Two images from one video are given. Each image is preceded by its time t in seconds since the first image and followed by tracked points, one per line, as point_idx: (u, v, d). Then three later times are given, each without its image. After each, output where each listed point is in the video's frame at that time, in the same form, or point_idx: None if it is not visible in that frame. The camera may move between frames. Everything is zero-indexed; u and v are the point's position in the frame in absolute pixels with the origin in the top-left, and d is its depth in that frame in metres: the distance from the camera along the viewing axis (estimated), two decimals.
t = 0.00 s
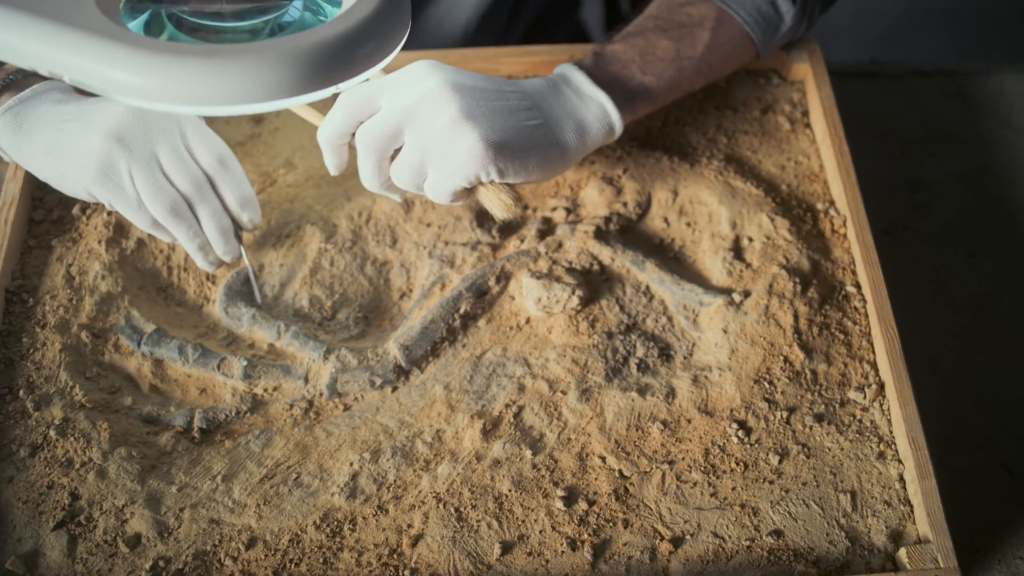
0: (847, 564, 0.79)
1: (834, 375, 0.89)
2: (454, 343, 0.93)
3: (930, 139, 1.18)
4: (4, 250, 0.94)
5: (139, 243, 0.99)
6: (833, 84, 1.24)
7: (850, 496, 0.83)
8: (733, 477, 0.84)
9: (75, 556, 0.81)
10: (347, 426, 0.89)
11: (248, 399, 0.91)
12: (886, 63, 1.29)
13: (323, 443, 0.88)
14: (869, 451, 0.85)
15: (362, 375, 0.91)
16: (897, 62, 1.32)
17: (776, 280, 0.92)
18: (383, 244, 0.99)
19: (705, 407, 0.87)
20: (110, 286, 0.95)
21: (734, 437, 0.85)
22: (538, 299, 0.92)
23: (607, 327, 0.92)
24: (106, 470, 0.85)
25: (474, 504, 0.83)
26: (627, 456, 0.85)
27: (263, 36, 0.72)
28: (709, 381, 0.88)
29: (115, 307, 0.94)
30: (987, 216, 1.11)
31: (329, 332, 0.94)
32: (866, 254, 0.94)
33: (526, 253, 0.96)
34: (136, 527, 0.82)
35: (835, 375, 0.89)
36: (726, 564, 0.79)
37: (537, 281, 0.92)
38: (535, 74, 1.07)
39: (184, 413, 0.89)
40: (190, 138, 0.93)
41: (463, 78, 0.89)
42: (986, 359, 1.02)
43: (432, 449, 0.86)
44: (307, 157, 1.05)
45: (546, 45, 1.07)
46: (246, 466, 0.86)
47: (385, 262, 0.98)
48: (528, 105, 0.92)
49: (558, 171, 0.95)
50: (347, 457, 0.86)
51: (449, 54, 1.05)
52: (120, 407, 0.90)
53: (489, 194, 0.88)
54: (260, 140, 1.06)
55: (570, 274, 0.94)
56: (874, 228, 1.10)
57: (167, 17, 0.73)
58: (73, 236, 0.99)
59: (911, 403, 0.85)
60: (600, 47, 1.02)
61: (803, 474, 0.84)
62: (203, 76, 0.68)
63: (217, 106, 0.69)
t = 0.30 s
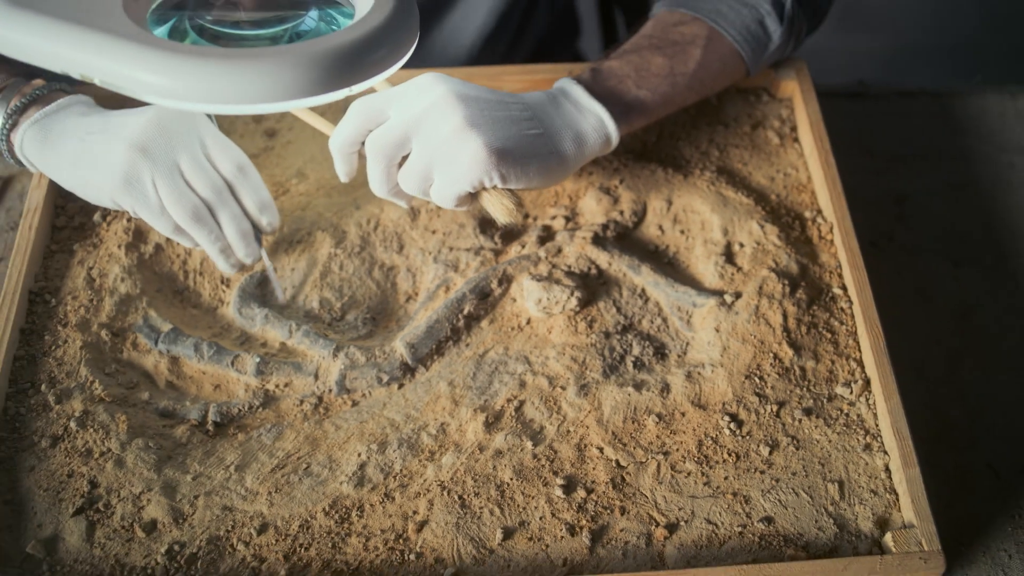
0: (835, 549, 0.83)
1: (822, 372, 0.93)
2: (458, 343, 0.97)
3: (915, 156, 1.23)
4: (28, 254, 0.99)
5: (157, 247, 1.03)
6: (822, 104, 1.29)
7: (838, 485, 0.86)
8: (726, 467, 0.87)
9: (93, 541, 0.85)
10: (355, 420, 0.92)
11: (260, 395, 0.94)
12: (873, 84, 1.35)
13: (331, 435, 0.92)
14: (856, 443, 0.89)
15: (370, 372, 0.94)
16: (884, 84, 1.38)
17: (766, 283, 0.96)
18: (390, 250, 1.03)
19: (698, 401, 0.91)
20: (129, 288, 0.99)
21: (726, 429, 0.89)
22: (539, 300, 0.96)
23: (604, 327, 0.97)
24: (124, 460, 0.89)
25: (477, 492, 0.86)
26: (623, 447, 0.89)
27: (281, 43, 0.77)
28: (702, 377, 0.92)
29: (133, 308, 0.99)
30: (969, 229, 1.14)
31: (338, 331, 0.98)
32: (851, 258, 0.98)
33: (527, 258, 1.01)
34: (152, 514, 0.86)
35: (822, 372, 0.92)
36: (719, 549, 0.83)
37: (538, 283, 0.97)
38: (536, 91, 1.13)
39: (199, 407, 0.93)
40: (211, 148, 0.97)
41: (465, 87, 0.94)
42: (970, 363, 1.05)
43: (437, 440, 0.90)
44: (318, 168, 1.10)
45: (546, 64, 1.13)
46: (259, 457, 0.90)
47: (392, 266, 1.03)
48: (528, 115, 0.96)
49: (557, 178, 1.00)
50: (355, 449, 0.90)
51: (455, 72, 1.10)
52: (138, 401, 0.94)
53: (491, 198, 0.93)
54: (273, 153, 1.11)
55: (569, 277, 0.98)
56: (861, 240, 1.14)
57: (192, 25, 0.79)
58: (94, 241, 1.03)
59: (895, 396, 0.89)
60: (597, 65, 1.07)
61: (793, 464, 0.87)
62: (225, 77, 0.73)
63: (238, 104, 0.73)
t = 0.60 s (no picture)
0: (824, 539, 0.86)
1: (811, 373, 0.97)
2: (462, 347, 1.02)
3: (901, 176, 1.28)
4: (52, 262, 1.04)
5: (174, 257, 1.08)
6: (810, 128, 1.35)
7: (827, 480, 0.90)
8: (718, 463, 0.91)
9: (111, 531, 0.88)
10: (363, 419, 0.96)
11: (273, 395, 0.98)
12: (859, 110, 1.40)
13: (341, 433, 0.95)
14: (843, 441, 0.93)
15: (377, 374, 0.99)
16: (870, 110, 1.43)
17: (756, 290, 1.00)
18: (398, 260, 1.08)
19: (692, 401, 0.95)
20: (148, 294, 1.04)
21: (718, 427, 0.93)
22: (539, 306, 1.01)
23: (602, 332, 1.01)
24: (141, 455, 0.93)
25: (480, 485, 0.90)
26: (620, 444, 0.92)
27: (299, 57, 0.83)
28: (696, 378, 0.96)
29: (151, 313, 1.03)
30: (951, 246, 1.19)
31: (347, 336, 1.02)
32: (836, 270, 1.03)
33: (528, 267, 1.05)
34: (169, 506, 0.90)
35: (810, 374, 0.97)
36: (712, 539, 0.86)
37: (538, 291, 1.01)
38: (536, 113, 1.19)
39: (214, 407, 0.97)
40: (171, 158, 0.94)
41: (479, 106, 0.99)
42: (952, 373, 1.09)
43: (442, 438, 0.94)
44: (328, 184, 1.15)
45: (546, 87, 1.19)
46: (271, 453, 0.94)
47: (399, 276, 1.07)
48: (535, 129, 1.02)
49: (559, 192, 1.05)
50: (363, 446, 0.94)
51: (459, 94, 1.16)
52: (155, 401, 0.98)
53: (518, 208, 0.98)
54: (285, 170, 1.16)
55: (568, 285, 1.03)
56: (848, 255, 1.19)
57: (213, 39, 0.85)
58: (114, 251, 1.08)
59: (879, 395, 0.93)
60: (594, 86, 1.13)
61: (783, 460, 0.91)
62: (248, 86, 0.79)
63: (258, 110, 0.79)
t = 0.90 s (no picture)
0: (811, 524, 0.90)
1: (797, 372, 1.02)
2: (467, 348, 1.07)
3: (884, 196, 1.34)
4: (78, 268, 1.10)
5: (194, 265, 1.14)
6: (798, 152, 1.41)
7: (813, 470, 0.95)
8: (710, 455, 0.96)
9: (132, 517, 0.93)
10: (372, 415, 1.01)
11: (286, 393, 1.03)
12: (845, 135, 1.47)
13: (351, 428, 1.00)
14: (829, 435, 0.97)
15: (386, 373, 1.04)
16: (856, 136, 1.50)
17: (745, 294, 1.06)
18: (406, 269, 1.14)
19: (685, 397, 1.00)
20: (168, 299, 1.09)
21: (710, 421, 0.98)
22: (539, 310, 1.07)
23: (599, 334, 1.06)
24: (161, 446, 0.97)
25: (484, 474, 0.95)
26: (617, 436, 0.97)
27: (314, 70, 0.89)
28: (688, 376, 1.02)
29: (172, 317, 1.09)
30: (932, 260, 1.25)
31: (358, 338, 1.08)
32: (820, 277, 1.08)
33: (529, 274, 1.11)
34: (187, 493, 0.94)
35: (797, 373, 1.02)
36: (705, 524, 0.91)
37: (539, 295, 1.07)
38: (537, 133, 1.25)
39: (230, 403, 1.02)
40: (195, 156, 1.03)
41: (472, 133, 1.05)
42: (935, 378, 1.14)
43: (447, 431, 0.99)
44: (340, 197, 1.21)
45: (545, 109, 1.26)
46: (284, 446, 0.99)
47: (407, 284, 1.13)
48: (525, 151, 1.07)
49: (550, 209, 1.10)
50: (373, 439, 0.99)
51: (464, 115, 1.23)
52: (175, 397, 1.03)
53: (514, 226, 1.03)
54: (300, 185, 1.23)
55: (567, 291, 1.08)
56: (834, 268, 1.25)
57: (236, 54, 0.92)
58: (137, 259, 1.14)
59: (862, 390, 0.98)
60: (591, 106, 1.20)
61: (771, 452, 0.96)
62: (269, 94, 0.84)
63: (279, 116, 0.84)
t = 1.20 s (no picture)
0: (799, 508, 0.94)
1: (786, 368, 1.07)
2: (470, 347, 1.12)
3: (872, 209, 1.40)
4: (100, 270, 1.15)
5: (210, 268, 1.19)
6: (789, 168, 1.47)
7: (802, 459, 0.99)
8: (703, 444, 1.00)
9: (150, 501, 0.97)
10: (380, 408, 1.06)
11: (298, 388, 1.08)
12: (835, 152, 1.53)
13: (360, 420, 1.05)
14: (817, 426, 1.02)
15: (393, 369, 1.09)
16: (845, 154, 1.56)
17: (735, 295, 1.11)
18: (412, 273, 1.19)
19: (679, 390, 1.05)
20: (186, 299, 1.15)
21: (702, 413, 1.02)
22: (540, 310, 1.12)
23: (597, 333, 1.11)
24: (179, 435, 1.02)
25: (487, 462, 0.99)
26: (614, 427, 1.02)
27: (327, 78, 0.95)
28: (682, 371, 1.06)
29: (189, 317, 1.14)
30: (916, 268, 1.31)
31: (366, 337, 1.13)
32: (806, 280, 1.13)
33: (530, 277, 1.16)
34: (203, 479, 0.98)
35: (786, 368, 1.06)
36: (698, 509, 0.95)
37: (540, 296, 1.12)
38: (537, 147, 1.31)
39: (244, 396, 1.07)
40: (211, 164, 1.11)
41: (469, 141, 1.10)
42: (921, 379, 1.19)
43: (452, 422, 1.03)
44: (349, 206, 1.26)
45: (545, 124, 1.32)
46: (296, 436, 1.03)
47: (413, 287, 1.18)
48: (519, 158, 1.12)
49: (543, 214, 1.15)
50: (381, 429, 1.03)
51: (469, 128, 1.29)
52: (191, 391, 1.07)
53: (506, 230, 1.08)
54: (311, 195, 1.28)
55: (567, 293, 1.13)
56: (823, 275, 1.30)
57: (254, 64, 0.98)
58: (155, 262, 1.19)
59: (848, 383, 1.02)
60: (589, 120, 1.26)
61: (761, 442, 1.00)
62: (284, 96, 0.90)
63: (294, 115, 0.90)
